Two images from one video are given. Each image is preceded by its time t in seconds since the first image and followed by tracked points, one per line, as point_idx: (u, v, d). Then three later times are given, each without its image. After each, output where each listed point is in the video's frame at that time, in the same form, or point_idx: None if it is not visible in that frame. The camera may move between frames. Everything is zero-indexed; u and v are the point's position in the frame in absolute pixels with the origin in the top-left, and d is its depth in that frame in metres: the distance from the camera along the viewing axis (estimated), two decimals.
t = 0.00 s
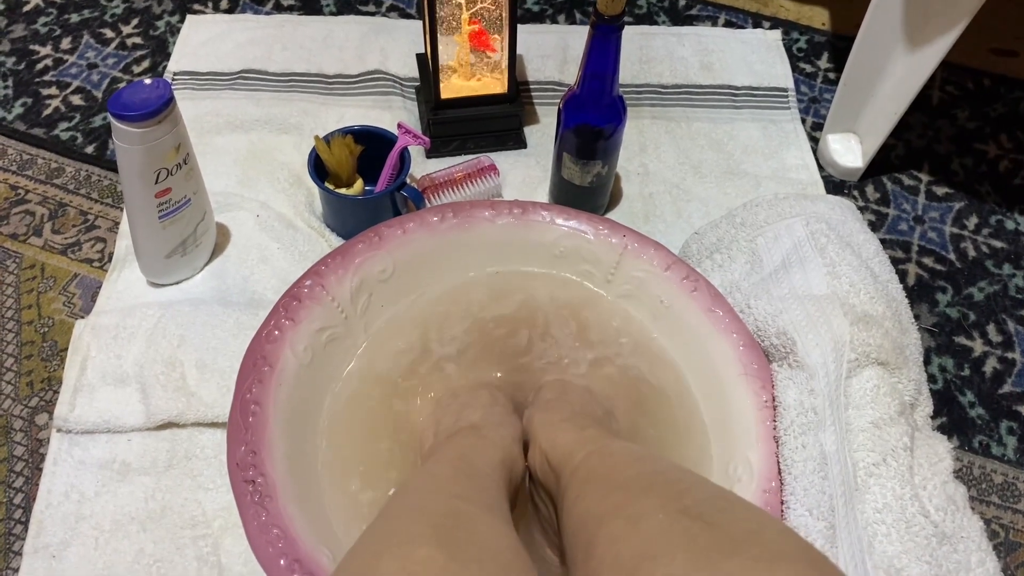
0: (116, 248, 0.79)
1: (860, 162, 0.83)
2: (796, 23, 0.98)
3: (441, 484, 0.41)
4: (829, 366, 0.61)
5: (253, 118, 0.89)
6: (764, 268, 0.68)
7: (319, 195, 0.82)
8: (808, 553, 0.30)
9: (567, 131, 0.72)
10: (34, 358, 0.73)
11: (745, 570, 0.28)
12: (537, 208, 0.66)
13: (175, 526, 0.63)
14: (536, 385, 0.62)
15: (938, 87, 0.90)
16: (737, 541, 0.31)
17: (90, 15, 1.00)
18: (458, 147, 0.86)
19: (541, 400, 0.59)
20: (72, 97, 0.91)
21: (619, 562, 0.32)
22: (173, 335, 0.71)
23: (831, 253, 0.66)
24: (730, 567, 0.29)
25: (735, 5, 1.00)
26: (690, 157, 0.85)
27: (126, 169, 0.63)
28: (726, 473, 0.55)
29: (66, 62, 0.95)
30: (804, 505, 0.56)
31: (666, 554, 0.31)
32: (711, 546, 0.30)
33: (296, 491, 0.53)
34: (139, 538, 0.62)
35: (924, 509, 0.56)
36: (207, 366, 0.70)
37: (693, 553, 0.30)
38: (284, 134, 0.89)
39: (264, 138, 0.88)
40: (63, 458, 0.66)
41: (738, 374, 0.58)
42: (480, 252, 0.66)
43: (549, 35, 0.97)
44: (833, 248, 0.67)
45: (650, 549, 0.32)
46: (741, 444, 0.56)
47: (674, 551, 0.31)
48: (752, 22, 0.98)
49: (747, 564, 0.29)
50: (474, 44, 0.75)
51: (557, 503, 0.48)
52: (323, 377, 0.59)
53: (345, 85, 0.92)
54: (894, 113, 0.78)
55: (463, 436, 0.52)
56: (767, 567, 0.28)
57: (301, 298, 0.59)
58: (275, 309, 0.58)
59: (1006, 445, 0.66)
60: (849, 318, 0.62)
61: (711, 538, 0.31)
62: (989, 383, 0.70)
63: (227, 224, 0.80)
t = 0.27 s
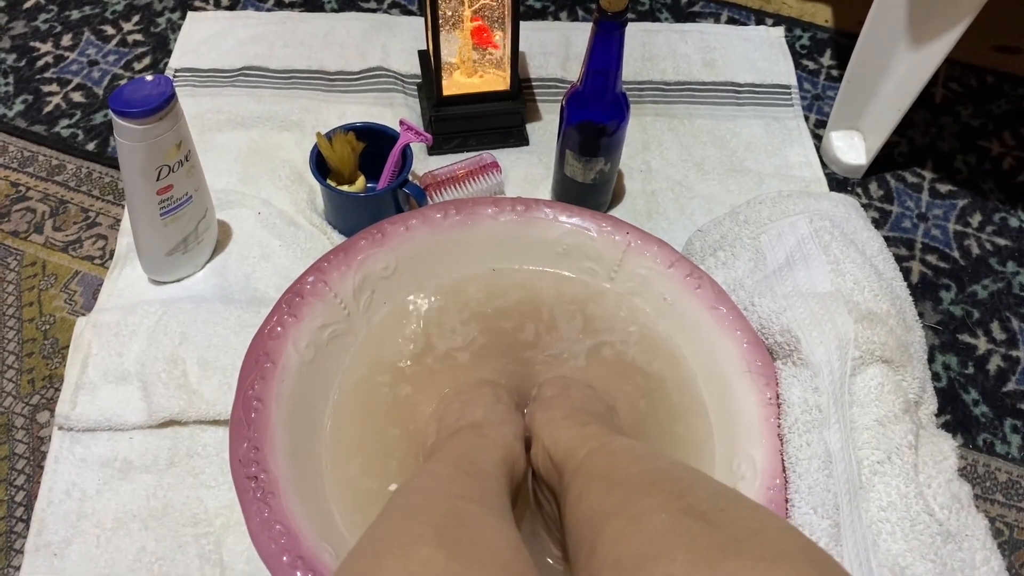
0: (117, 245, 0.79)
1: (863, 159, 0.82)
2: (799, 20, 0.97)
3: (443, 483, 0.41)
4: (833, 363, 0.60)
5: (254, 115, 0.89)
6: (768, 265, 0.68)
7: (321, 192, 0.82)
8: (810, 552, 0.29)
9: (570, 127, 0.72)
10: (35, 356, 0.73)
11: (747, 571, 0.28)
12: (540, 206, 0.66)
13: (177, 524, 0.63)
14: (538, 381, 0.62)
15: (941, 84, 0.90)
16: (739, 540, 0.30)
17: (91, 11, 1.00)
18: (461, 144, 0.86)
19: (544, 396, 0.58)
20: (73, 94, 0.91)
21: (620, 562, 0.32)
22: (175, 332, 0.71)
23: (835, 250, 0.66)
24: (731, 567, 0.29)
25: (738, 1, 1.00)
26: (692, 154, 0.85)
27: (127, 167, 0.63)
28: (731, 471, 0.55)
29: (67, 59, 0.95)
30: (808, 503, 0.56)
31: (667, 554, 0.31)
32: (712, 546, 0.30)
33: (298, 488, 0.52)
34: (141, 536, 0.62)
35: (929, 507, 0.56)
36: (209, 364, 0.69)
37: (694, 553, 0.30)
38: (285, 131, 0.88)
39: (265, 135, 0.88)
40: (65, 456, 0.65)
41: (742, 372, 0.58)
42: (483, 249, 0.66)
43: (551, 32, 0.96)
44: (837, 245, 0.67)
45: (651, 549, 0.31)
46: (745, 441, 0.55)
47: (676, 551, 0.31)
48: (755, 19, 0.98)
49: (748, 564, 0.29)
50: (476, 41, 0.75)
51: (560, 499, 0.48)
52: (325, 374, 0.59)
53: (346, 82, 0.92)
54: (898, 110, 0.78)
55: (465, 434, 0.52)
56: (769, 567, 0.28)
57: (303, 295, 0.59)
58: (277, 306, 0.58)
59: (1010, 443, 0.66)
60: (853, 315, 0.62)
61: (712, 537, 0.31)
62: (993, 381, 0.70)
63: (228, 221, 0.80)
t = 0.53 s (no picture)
0: (116, 244, 0.78)
1: (864, 158, 0.82)
2: (799, 19, 0.97)
3: (442, 483, 0.41)
4: (834, 363, 0.60)
5: (254, 113, 0.89)
6: (768, 264, 0.67)
7: (320, 191, 0.82)
8: (811, 553, 0.29)
9: (571, 126, 0.72)
10: (34, 355, 0.73)
11: (747, 571, 0.28)
12: (540, 204, 0.65)
13: (176, 524, 0.63)
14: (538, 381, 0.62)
15: (942, 83, 0.90)
16: (739, 541, 0.30)
17: (90, 10, 0.99)
18: (461, 143, 0.85)
19: (544, 395, 0.58)
20: (72, 93, 0.91)
21: (619, 563, 0.32)
22: (174, 332, 0.71)
23: (836, 250, 0.66)
24: (731, 568, 0.28)
25: None
26: (693, 152, 0.85)
27: (127, 165, 0.63)
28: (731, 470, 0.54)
29: (66, 57, 0.94)
30: (809, 503, 0.56)
31: (668, 555, 0.30)
32: (713, 546, 0.30)
33: (297, 487, 0.52)
34: (140, 536, 0.62)
35: (929, 506, 0.56)
36: (208, 363, 0.69)
37: (694, 554, 0.30)
38: (285, 130, 0.88)
39: (265, 134, 0.88)
40: (64, 455, 0.65)
41: (743, 371, 0.58)
42: (483, 248, 0.66)
43: (552, 30, 0.96)
44: (838, 244, 0.66)
45: (650, 551, 0.31)
46: (745, 441, 0.55)
47: (676, 552, 0.30)
48: (755, 17, 0.97)
49: (749, 564, 0.28)
50: (476, 39, 0.75)
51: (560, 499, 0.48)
52: (324, 373, 0.59)
53: (346, 80, 0.92)
54: (898, 109, 0.78)
55: (463, 435, 0.51)
56: (769, 567, 0.28)
57: (303, 294, 0.59)
58: (277, 305, 0.58)
59: (1011, 443, 0.66)
60: (853, 315, 0.62)
61: (712, 538, 0.31)
62: (994, 380, 0.69)
63: (228, 220, 0.80)
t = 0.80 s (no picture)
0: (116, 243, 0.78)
1: (865, 157, 0.82)
2: (800, 17, 0.97)
3: (442, 484, 0.40)
4: (834, 362, 0.60)
5: (254, 112, 0.89)
6: (769, 263, 0.67)
7: (320, 189, 0.81)
8: (813, 554, 0.29)
9: (571, 125, 0.72)
10: (34, 354, 0.73)
11: (747, 571, 0.28)
12: (541, 203, 0.65)
13: (176, 523, 0.63)
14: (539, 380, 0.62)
15: (943, 82, 0.90)
16: (740, 541, 0.30)
17: (90, 8, 0.99)
18: (461, 141, 0.85)
19: (545, 394, 0.58)
20: (71, 92, 0.91)
21: (620, 563, 0.32)
22: (174, 331, 0.71)
23: (837, 249, 0.66)
24: (731, 568, 0.28)
25: None
26: (693, 151, 0.85)
27: (127, 164, 0.62)
28: (732, 470, 0.54)
29: (65, 56, 0.94)
30: (810, 503, 0.56)
31: (668, 556, 0.30)
32: (713, 547, 0.30)
33: (297, 486, 0.52)
34: (140, 535, 0.62)
35: (930, 506, 0.56)
36: (208, 362, 0.69)
37: (694, 555, 0.30)
38: (285, 128, 0.88)
39: (265, 133, 0.88)
40: (64, 455, 0.65)
41: (744, 371, 0.58)
42: (483, 247, 0.65)
43: (552, 29, 0.96)
44: (838, 243, 0.66)
45: (650, 551, 0.31)
46: (745, 440, 0.55)
47: (676, 552, 0.30)
48: (756, 16, 0.97)
49: (749, 565, 0.28)
50: (476, 38, 0.75)
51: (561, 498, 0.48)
52: (324, 373, 0.59)
53: (346, 79, 0.92)
54: (899, 109, 0.78)
55: (463, 435, 0.51)
56: (769, 568, 0.28)
57: (303, 293, 0.59)
58: (277, 304, 0.58)
59: (1012, 442, 0.66)
60: (855, 315, 0.62)
61: (712, 538, 0.31)
62: (995, 379, 0.69)
63: (228, 219, 0.80)
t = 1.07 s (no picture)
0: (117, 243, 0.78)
1: (865, 156, 0.82)
2: (800, 17, 0.97)
3: (443, 484, 0.41)
4: (835, 362, 0.60)
5: (254, 112, 0.89)
6: (770, 263, 0.67)
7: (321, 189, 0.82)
8: (813, 553, 0.29)
9: (572, 125, 0.72)
10: (35, 353, 0.73)
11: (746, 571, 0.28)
12: (541, 203, 0.65)
13: (177, 522, 0.63)
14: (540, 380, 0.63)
15: (943, 82, 0.90)
16: (740, 540, 0.30)
17: (91, 8, 0.99)
18: (461, 141, 0.85)
19: (548, 392, 0.58)
20: (72, 92, 0.91)
21: (622, 563, 0.32)
22: (175, 330, 0.71)
23: (837, 248, 0.66)
24: (731, 568, 0.28)
25: None
26: (694, 151, 0.85)
27: (128, 164, 0.63)
28: (732, 469, 0.55)
29: (66, 56, 0.94)
30: (811, 502, 0.56)
31: (669, 555, 0.30)
32: (713, 546, 0.30)
33: (299, 486, 0.52)
34: (141, 535, 0.62)
35: (931, 505, 0.56)
36: (209, 362, 0.69)
37: (694, 554, 0.30)
38: (285, 128, 0.88)
39: (265, 133, 0.88)
40: (65, 454, 0.65)
41: (744, 370, 0.58)
42: (484, 247, 0.66)
43: (552, 29, 0.96)
44: (838, 243, 0.66)
45: (651, 551, 0.31)
46: (746, 439, 0.55)
47: (676, 552, 0.30)
48: (756, 16, 0.97)
49: (749, 564, 0.28)
50: (477, 38, 0.75)
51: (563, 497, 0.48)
52: (326, 372, 0.59)
53: (346, 79, 0.92)
54: (899, 108, 0.78)
55: (464, 435, 0.52)
56: (769, 568, 0.28)
57: (304, 293, 0.59)
58: (278, 304, 0.58)
59: (1012, 441, 0.66)
60: (855, 314, 0.62)
61: (711, 538, 0.31)
62: (995, 379, 0.69)
63: (229, 219, 0.80)
